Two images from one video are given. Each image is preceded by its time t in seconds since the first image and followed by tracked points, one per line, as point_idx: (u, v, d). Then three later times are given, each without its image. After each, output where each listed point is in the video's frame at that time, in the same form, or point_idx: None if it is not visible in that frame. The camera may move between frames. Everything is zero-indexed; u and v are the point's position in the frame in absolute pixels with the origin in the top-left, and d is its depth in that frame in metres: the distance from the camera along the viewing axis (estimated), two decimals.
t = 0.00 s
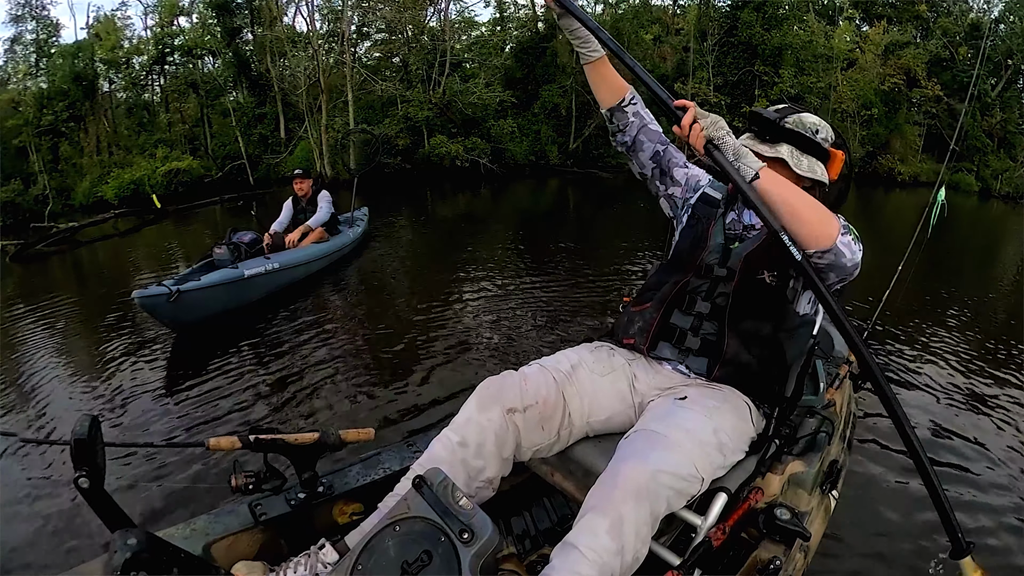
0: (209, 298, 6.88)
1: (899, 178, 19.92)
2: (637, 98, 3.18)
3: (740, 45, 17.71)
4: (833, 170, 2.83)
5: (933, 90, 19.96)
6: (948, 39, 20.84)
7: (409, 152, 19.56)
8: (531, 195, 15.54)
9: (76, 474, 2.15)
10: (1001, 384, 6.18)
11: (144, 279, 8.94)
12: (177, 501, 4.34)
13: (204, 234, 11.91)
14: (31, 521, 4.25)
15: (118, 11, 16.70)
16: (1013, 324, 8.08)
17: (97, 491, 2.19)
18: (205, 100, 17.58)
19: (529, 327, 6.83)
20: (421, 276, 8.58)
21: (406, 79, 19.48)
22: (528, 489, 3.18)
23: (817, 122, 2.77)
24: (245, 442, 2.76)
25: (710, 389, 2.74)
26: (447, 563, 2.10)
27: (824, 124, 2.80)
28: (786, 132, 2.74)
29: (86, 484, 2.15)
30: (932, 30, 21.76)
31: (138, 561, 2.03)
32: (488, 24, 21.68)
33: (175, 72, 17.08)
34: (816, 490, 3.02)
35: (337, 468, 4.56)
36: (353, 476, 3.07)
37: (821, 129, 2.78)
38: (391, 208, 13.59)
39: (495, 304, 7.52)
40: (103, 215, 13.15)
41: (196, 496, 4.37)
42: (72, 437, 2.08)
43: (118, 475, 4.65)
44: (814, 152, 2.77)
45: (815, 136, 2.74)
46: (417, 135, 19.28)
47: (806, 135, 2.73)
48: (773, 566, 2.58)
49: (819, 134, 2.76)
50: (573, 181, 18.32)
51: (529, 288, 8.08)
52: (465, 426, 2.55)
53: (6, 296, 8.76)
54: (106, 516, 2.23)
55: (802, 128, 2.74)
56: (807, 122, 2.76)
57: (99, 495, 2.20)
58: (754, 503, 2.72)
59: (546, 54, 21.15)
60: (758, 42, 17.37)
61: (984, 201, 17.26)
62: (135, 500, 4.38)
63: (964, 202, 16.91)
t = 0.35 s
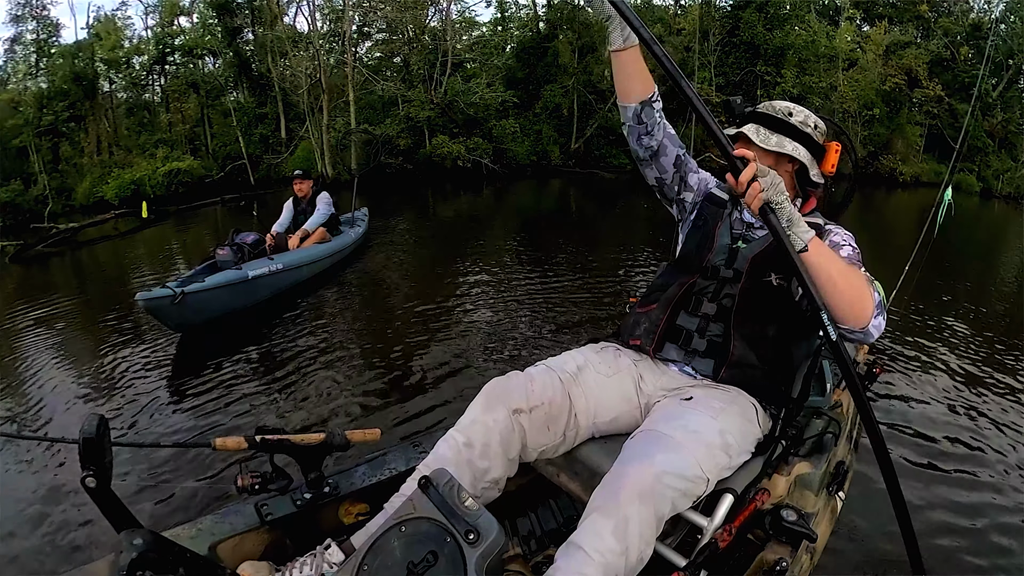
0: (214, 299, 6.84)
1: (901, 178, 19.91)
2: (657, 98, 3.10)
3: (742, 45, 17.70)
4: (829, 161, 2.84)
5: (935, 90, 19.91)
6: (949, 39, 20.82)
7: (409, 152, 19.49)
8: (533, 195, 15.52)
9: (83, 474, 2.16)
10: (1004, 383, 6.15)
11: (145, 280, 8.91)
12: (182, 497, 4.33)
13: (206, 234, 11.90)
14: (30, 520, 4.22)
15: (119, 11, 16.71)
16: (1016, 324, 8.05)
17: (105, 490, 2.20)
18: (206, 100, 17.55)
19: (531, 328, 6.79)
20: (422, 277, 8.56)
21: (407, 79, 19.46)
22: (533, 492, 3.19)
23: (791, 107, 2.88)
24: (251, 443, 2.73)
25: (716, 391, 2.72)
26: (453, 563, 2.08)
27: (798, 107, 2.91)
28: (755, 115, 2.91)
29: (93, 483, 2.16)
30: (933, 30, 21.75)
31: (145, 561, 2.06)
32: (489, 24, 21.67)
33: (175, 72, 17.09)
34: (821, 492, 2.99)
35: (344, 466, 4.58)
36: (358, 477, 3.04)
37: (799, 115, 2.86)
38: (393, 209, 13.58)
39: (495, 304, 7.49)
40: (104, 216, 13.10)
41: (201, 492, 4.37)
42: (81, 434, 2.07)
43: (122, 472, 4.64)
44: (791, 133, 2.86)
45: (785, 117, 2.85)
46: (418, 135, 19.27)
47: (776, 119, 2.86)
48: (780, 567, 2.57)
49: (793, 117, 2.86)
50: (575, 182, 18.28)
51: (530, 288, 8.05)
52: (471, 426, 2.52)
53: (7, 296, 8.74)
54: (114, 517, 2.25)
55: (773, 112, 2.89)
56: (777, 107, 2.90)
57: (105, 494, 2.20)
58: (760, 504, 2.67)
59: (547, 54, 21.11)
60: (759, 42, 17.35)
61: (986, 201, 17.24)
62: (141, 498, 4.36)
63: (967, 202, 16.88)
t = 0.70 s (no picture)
0: (217, 299, 6.81)
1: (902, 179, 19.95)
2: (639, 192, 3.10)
3: (743, 45, 17.69)
4: (827, 152, 2.80)
5: (937, 91, 19.90)
6: (950, 39, 20.82)
7: (410, 152, 19.58)
8: (534, 195, 15.51)
9: (83, 458, 2.23)
10: (1003, 383, 6.14)
11: (145, 279, 8.90)
12: (186, 491, 4.37)
13: (206, 233, 11.91)
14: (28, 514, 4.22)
15: (119, 11, 16.66)
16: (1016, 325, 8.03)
17: (103, 475, 2.28)
18: (206, 100, 17.53)
19: (529, 328, 6.77)
20: (421, 276, 8.56)
21: (408, 78, 19.40)
22: (530, 482, 3.20)
23: (785, 99, 2.86)
24: (251, 430, 2.73)
25: (716, 387, 2.72)
26: (449, 554, 2.09)
27: (793, 101, 2.88)
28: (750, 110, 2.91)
29: (92, 468, 2.23)
30: (934, 31, 21.76)
31: (142, 546, 2.08)
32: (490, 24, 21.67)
33: (175, 72, 17.03)
34: (817, 491, 2.97)
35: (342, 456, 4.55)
36: (357, 466, 3.07)
37: (792, 107, 2.84)
38: (394, 208, 13.58)
39: (494, 304, 7.48)
40: (104, 217, 13.09)
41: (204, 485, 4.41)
42: (80, 421, 2.14)
43: (125, 465, 4.67)
44: (788, 126, 2.84)
45: (781, 111, 2.83)
46: (419, 135, 19.29)
47: (772, 113, 2.84)
48: (774, 564, 2.55)
49: (788, 109, 2.84)
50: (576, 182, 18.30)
51: (529, 288, 8.04)
52: (470, 418, 2.52)
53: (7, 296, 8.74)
54: (110, 496, 2.32)
55: (766, 105, 2.87)
56: (772, 101, 2.87)
57: (104, 479, 2.28)
58: (756, 501, 2.69)
59: (548, 54, 21.06)
60: (761, 42, 17.33)
61: (987, 202, 17.25)
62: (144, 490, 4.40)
63: (968, 202, 16.88)
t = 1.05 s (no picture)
0: (220, 298, 6.78)
1: (903, 178, 19.95)
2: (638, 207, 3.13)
3: (744, 44, 17.68)
4: (836, 154, 2.82)
5: (937, 91, 19.92)
6: (951, 39, 20.84)
7: (411, 152, 19.55)
8: (535, 195, 15.50)
9: (84, 450, 2.24)
10: (1005, 383, 6.12)
11: (144, 279, 8.89)
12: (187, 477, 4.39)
13: (206, 233, 11.91)
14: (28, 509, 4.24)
15: (119, 11, 16.65)
16: (1016, 324, 8.02)
17: (104, 467, 2.30)
18: (207, 100, 17.52)
19: (529, 327, 6.75)
20: (422, 276, 8.54)
21: (409, 78, 19.37)
22: (532, 475, 3.14)
23: (796, 99, 2.87)
24: (251, 422, 2.72)
25: (718, 384, 2.69)
26: (449, 548, 2.06)
27: (803, 102, 2.90)
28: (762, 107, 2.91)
29: (93, 460, 2.25)
30: (934, 31, 21.78)
31: (142, 537, 2.02)
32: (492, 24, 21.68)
33: (175, 72, 16.99)
34: (816, 490, 2.95)
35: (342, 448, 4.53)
36: (358, 459, 3.06)
37: (803, 106, 2.85)
38: (395, 208, 13.57)
39: (495, 304, 7.45)
40: (104, 216, 13.07)
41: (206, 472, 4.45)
42: (80, 413, 2.15)
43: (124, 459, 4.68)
44: (797, 125, 2.84)
45: (792, 109, 2.83)
46: (420, 135, 19.30)
47: (782, 111, 2.85)
48: (773, 562, 2.53)
49: (799, 108, 2.85)
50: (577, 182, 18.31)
51: (529, 288, 8.02)
52: (472, 413, 2.51)
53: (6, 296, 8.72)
54: (110, 488, 2.36)
55: (778, 103, 2.88)
56: (784, 99, 2.87)
57: (105, 471, 2.31)
58: (755, 499, 2.68)
59: (549, 54, 21.01)
60: (763, 42, 17.31)
61: (988, 201, 17.26)
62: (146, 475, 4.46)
63: (969, 202, 16.88)
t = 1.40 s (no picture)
0: (224, 303, 6.73)
1: (905, 178, 19.91)
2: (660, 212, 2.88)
3: (747, 44, 17.64)
4: (850, 165, 2.82)
5: (938, 91, 19.93)
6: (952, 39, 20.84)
7: (412, 152, 19.55)
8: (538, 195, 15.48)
9: (92, 465, 2.25)
10: (1010, 383, 6.10)
11: (146, 282, 8.86)
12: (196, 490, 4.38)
13: (207, 235, 11.89)
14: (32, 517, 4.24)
15: (119, 11, 16.62)
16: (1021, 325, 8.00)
17: (111, 480, 2.31)
18: (207, 100, 17.50)
19: (532, 330, 6.71)
20: (425, 279, 8.52)
21: (410, 78, 19.34)
22: (541, 486, 3.11)
23: (816, 105, 2.82)
24: (260, 436, 2.68)
25: (725, 391, 2.65)
26: (458, 559, 2.05)
27: (822, 107, 2.85)
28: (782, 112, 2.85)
29: (100, 474, 2.25)
30: (936, 31, 21.76)
31: (150, 551, 2.20)
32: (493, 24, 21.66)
33: (175, 72, 16.97)
34: (828, 495, 2.90)
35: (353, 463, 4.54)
36: (366, 471, 3.04)
37: (822, 114, 2.81)
38: (397, 209, 13.54)
39: (497, 306, 7.42)
40: (104, 218, 13.05)
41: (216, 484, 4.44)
42: (87, 429, 2.19)
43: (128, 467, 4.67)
44: (814, 132, 2.80)
45: (811, 116, 2.79)
46: (421, 135, 19.28)
47: (802, 117, 2.79)
48: (785, 568, 2.54)
49: (819, 116, 2.80)
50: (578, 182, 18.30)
51: (532, 289, 8.00)
52: (479, 424, 2.48)
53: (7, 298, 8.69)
54: (118, 500, 2.37)
55: (797, 109, 2.83)
56: (804, 105, 2.83)
57: (112, 485, 2.31)
58: (767, 506, 2.53)
59: (551, 54, 20.96)
60: (765, 42, 17.28)
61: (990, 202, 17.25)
62: (152, 487, 4.44)
63: (971, 203, 16.86)
